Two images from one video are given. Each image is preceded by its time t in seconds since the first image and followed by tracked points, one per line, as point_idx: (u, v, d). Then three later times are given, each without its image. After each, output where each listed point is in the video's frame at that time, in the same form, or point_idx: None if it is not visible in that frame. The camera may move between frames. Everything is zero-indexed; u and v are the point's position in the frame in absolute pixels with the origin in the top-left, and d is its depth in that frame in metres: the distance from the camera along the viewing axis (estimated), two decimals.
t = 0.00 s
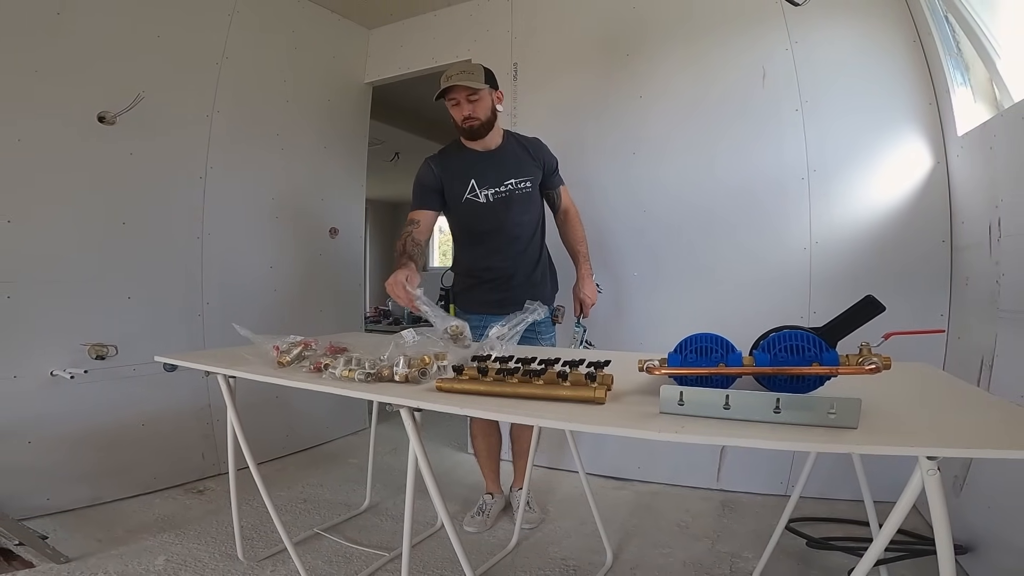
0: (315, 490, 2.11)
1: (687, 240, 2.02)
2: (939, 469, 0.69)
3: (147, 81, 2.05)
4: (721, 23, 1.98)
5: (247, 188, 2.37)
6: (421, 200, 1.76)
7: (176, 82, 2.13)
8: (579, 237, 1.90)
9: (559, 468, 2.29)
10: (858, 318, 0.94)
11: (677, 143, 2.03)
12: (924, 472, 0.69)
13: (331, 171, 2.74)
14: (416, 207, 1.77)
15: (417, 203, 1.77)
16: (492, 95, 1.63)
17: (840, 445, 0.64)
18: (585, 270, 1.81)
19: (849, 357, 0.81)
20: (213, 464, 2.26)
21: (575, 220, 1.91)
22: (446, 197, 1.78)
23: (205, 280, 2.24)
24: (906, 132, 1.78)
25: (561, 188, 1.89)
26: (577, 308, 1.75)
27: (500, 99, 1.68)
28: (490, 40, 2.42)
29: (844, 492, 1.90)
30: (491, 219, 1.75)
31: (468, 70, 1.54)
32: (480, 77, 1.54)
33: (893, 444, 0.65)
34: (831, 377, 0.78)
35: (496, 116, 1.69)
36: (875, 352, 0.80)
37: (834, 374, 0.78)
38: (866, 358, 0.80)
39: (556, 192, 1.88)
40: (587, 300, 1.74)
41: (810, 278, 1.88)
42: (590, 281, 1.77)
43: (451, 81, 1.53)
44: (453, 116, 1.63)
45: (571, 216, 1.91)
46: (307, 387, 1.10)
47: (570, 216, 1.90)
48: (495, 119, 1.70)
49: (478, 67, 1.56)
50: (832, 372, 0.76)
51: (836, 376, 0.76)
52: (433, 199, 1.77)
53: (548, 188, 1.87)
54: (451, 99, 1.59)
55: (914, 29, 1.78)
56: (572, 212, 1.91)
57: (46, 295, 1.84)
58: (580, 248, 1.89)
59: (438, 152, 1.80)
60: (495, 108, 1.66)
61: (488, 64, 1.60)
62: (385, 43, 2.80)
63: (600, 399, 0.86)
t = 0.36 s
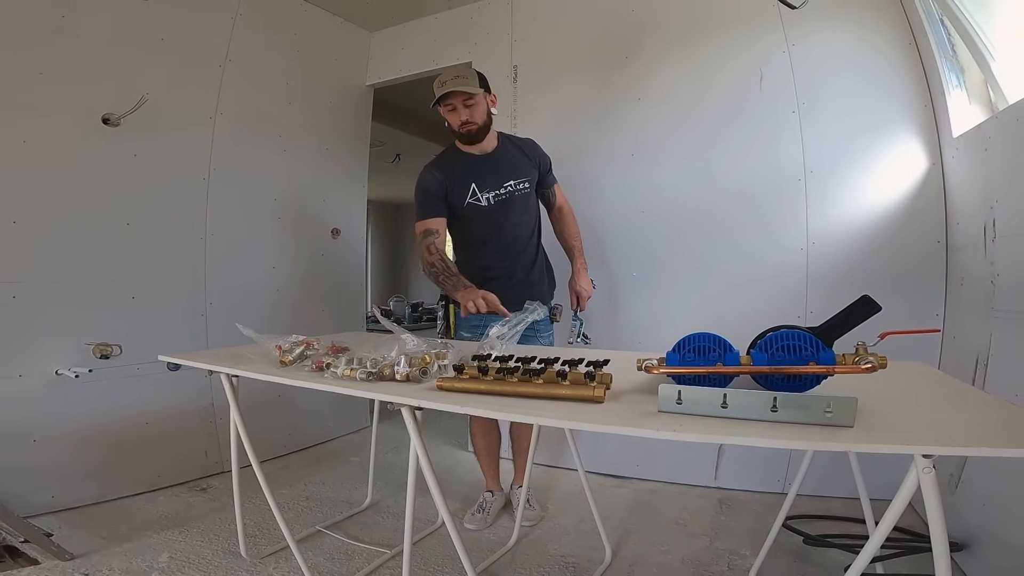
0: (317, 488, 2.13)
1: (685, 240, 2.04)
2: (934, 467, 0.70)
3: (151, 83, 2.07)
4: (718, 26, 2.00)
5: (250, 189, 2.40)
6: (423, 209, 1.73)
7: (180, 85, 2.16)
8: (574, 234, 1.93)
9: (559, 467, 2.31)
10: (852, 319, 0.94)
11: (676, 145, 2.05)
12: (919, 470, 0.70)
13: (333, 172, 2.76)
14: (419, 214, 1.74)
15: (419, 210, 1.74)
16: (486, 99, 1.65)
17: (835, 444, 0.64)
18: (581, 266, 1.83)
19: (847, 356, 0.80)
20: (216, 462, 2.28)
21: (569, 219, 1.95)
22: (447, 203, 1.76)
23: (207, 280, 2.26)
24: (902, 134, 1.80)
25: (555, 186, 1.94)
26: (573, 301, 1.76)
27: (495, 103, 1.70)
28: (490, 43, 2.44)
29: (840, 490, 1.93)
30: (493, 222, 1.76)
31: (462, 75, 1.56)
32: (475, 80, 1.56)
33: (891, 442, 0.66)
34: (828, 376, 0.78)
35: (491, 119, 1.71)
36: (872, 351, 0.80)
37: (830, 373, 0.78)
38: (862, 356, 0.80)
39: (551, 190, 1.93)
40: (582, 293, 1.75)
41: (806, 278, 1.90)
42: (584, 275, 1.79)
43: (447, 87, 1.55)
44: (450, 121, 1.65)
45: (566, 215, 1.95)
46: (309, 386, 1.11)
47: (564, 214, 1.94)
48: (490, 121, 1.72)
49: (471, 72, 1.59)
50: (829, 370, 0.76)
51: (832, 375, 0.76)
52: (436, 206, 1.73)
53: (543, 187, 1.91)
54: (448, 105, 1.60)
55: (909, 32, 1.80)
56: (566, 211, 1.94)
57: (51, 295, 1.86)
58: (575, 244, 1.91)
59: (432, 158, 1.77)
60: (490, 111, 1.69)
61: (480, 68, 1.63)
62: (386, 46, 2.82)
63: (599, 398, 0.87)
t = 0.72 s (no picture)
0: (318, 486, 2.15)
1: (684, 240, 2.06)
2: (930, 464, 0.68)
3: (155, 85, 2.09)
4: (716, 29, 2.01)
5: (253, 190, 2.42)
6: (429, 210, 1.70)
7: (182, 87, 2.17)
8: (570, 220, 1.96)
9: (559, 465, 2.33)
10: (848, 318, 0.96)
11: (674, 147, 2.07)
12: (915, 468, 0.68)
13: (334, 173, 2.78)
14: (424, 216, 1.69)
15: (425, 213, 1.70)
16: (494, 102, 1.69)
17: (834, 442, 0.63)
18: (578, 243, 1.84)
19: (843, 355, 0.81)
20: (219, 460, 2.30)
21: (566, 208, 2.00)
22: (454, 204, 1.75)
23: (210, 279, 2.28)
24: (898, 135, 1.82)
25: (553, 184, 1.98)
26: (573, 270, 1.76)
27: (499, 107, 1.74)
28: (490, 45, 2.46)
29: (836, 488, 1.95)
30: (499, 222, 1.79)
31: (473, 80, 1.59)
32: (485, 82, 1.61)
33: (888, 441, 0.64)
34: (824, 374, 0.78)
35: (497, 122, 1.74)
36: (868, 351, 0.82)
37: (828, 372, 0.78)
38: (858, 356, 0.80)
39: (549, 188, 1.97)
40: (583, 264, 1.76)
41: (804, 278, 1.91)
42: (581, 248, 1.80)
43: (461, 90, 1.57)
44: (462, 126, 1.67)
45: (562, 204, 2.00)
46: (312, 384, 1.13)
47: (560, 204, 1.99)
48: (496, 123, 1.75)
49: (480, 76, 1.61)
50: (826, 369, 0.76)
51: (830, 374, 0.76)
52: (441, 207, 1.71)
53: (543, 186, 1.94)
54: (461, 109, 1.62)
55: (904, 34, 1.81)
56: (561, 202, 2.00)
57: (56, 295, 1.88)
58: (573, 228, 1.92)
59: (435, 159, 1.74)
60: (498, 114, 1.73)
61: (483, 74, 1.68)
62: (387, 48, 2.84)
63: (598, 397, 0.89)
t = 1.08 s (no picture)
0: (320, 484, 2.17)
1: (682, 241, 2.07)
2: (926, 464, 0.68)
3: (157, 87, 2.11)
4: (715, 31, 2.03)
5: (255, 191, 2.43)
6: (431, 209, 1.83)
7: (185, 88, 2.19)
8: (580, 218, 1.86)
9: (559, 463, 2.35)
10: (846, 318, 0.97)
11: (673, 148, 2.08)
12: (912, 467, 0.68)
13: (335, 174, 2.79)
14: (428, 214, 1.83)
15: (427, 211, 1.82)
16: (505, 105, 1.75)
17: (830, 440, 0.64)
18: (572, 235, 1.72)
19: (840, 355, 0.81)
20: (222, 459, 2.32)
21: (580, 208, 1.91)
22: (454, 204, 1.84)
23: (212, 279, 2.30)
24: (894, 136, 1.83)
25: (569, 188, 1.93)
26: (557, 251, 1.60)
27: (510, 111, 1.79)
28: (490, 47, 2.48)
29: (833, 486, 1.97)
30: (496, 222, 1.80)
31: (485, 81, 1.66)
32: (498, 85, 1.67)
33: (882, 437, 0.64)
34: (821, 374, 0.78)
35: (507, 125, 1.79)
36: (865, 350, 0.82)
37: (825, 371, 0.79)
38: (856, 356, 0.81)
39: (564, 192, 1.93)
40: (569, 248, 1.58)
41: (801, 278, 1.93)
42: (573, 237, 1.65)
43: (475, 91, 1.64)
44: (473, 126, 1.72)
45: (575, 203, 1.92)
46: (313, 383, 1.14)
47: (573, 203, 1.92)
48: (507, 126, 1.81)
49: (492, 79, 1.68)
50: (822, 369, 0.77)
51: (826, 374, 0.77)
52: (440, 207, 1.82)
53: (555, 188, 1.92)
54: (474, 109, 1.68)
55: (902, 36, 1.83)
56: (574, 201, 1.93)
57: (59, 295, 1.90)
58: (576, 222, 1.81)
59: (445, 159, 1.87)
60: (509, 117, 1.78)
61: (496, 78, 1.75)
62: (388, 49, 2.85)
63: (597, 396, 0.90)
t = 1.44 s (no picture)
0: (320, 484, 2.17)
1: (683, 241, 2.07)
2: (926, 464, 0.68)
3: (157, 87, 2.11)
4: (715, 30, 2.03)
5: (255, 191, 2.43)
6: (468, 203, 1.89)
7: (185, 88, 2.19)
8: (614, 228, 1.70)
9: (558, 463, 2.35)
10: (845, 318, 0.97)
11: (674, 148, 2.08)
12: (912, 467, 0.68)
13: (336, 174, 2.80)
14: (466, 209, 1.89)
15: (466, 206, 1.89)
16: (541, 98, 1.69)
17: (830, 440, 0.64)
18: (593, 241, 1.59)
19: (840, 355, 0.81)
20: (222, 459, 2.32)
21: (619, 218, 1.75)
22: (487, 199, 1.87)
23: (213, 280, 2.30)
24: (894, 136, 1.83)
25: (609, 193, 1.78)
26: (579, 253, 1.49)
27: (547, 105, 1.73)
28: (490, 47, 2.48)
29: (833, 486, 1.97)
30: (520, 222, 1.79)
31: (521, 73, 1.61)
32: (532, 77, 1.62)
33: (881, 437, 0.65)
34: (821, 374, 0.78)
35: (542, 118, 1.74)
36: (865, 350, 0.82)
37: (825, 371, 0.79)
38: (856, 356, 0.81)
39: (601, 198, 1.79)
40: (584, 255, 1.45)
41: (802, 278, 1.93)
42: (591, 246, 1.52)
43: (508, 83, 1.60)
44: (505, 119, 1.69)
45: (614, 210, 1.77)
46: (313, 383, 1.14)
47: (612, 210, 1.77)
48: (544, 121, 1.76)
49: (530, 72, 1.63)
50: (823, 369, 0.77)
51: (826, 374, 0.77)
52: (475, 202, 1.88)
53: (592, 193, 1.80)
54: (506, 101, 1.65)
55: (902, 36, 1.83)
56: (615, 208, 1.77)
57: (60, 295, 1.90)
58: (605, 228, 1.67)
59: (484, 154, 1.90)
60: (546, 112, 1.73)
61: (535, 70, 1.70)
62: (388, 49, 2.85)
63: (597, 396, 0.90)
